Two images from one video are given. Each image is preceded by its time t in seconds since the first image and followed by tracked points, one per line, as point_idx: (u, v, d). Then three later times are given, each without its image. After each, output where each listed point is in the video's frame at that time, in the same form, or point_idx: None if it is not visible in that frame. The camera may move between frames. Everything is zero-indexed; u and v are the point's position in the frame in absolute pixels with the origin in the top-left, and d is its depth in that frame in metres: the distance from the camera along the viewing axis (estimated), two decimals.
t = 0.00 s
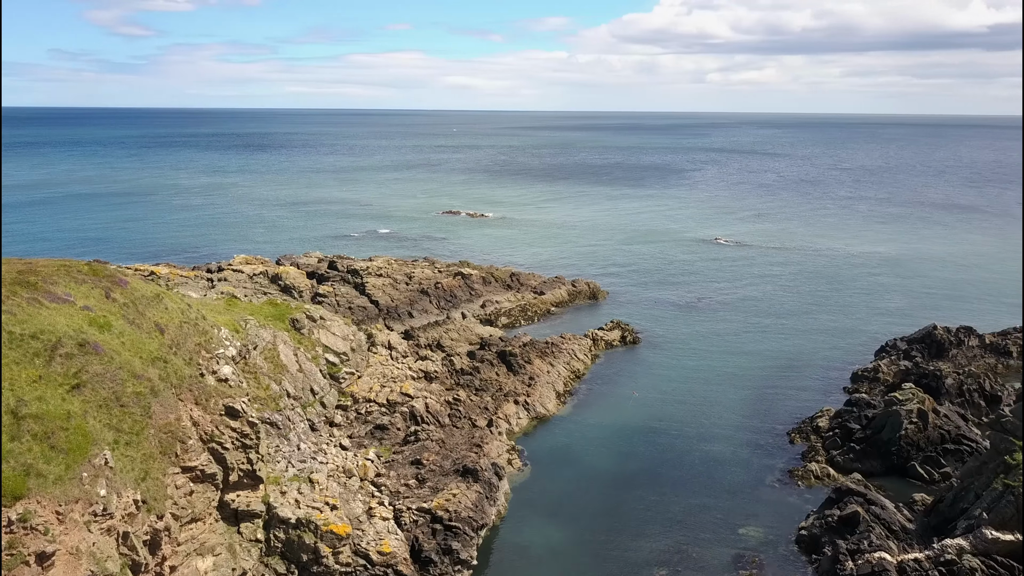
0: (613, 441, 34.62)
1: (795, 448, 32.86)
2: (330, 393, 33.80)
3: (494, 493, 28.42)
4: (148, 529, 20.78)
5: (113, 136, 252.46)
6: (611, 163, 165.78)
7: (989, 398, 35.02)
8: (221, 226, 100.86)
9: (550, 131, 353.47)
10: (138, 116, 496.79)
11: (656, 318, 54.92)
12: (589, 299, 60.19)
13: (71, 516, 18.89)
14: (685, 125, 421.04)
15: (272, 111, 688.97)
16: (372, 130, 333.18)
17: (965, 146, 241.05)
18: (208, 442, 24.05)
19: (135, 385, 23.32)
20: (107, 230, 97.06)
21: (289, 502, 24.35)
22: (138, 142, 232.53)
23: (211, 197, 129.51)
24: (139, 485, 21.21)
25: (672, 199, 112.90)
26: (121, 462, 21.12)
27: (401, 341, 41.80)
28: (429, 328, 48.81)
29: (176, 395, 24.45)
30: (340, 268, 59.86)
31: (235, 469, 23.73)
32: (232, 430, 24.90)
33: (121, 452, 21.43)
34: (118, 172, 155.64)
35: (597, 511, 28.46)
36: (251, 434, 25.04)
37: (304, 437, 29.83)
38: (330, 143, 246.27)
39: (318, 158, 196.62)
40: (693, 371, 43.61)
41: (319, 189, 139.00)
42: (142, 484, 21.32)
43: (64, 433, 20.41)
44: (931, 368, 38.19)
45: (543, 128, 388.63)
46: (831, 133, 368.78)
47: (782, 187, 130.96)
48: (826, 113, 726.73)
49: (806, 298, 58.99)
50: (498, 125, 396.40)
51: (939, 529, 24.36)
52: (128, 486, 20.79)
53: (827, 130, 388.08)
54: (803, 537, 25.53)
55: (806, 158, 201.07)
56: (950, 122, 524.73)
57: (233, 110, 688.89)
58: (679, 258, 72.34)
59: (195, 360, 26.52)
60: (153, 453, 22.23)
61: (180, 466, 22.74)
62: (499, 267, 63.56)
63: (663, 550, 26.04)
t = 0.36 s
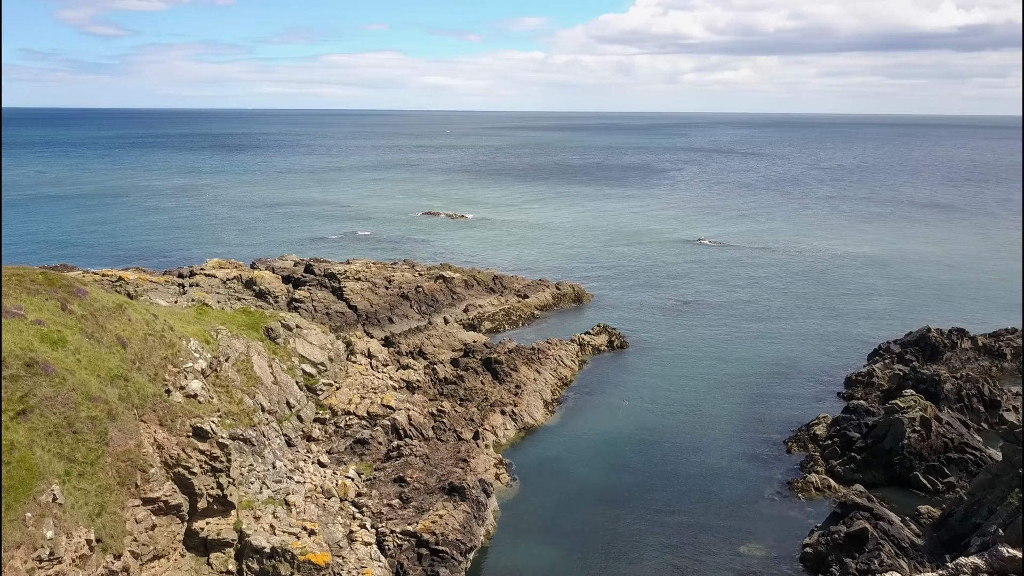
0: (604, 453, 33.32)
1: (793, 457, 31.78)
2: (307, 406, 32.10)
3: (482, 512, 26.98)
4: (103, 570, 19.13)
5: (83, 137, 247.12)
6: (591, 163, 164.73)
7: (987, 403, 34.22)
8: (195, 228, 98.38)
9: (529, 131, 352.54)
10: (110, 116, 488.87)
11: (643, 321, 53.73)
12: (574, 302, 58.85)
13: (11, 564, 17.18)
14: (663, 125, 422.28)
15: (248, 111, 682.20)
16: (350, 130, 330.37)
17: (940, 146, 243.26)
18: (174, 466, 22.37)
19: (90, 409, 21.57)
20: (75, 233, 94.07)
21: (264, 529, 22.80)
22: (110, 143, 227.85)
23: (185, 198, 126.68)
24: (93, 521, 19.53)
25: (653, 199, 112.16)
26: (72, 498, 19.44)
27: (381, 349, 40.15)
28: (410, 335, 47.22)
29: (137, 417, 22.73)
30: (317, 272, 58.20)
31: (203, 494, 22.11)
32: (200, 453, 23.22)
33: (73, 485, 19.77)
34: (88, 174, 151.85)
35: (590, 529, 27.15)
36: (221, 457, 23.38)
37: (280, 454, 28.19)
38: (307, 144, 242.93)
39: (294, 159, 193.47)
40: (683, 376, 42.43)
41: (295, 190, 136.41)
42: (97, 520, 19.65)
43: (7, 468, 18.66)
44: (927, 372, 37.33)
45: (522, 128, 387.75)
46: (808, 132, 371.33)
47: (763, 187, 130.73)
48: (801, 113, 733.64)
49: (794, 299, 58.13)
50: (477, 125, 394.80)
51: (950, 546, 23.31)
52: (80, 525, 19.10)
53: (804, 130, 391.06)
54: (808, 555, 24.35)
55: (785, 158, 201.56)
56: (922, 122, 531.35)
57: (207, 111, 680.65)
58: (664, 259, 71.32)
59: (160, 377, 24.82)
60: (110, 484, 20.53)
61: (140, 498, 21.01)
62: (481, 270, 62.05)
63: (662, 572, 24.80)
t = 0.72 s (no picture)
0: (596, 465, 31.97)
1: (792, 468, 30.65)
2: (283, 420, 30.31)
3: (471, 533, 25.54)
4: None
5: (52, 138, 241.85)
6: (572, 163, 163.56)
7: (987, 408, 33.35)
8: (168, 231, 95.71)
9: (508, 131, 351.16)
10: (81, 117, 478.99)
11: (630, 325, 52.48)
12: (559, 305, 57.46)
13: None
14: (641, 125, 422.97)
15: (222, 112, 672.18)
16: (326, 130, 326.36)
17: (916, 146, 245.64)
18: (135, 495, 20.77)
19: (38, 438, 20.02)
20: (42, 236, 91.06)
21: (236, 559, 21.66)
22: (80, 143, 222.64)
23: (158, 200, 123.66)
24: (40, 566, 18.16)
25: (635, 199, 111.28)
26: (15, 541, 18.04)
27: (360, 357, 38.41)
28: (391, 342, 45.59)
29: (94, 443, 21.25)
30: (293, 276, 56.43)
31: (170, 526, 20.58)
32: (165, 479, 21.64)
33: (17, 527, 18.36)
34: (57, 176, 148.02)
35: (585, 550, 25.79)
36: (189, 483, 21.82)
37: (254, 474, 26.57)
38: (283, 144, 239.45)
39: (270, 160, 190.26)
40: (674, 382, 41.20)
41: (271, 192, 133.72)
42: (44, 565, 18.26)
43: None
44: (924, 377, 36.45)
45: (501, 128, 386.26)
46: (785, 132, 373.92)
47: (745, 187, 130.40)
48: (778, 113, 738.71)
49: (782, 300, 57.26)
50: (455, 126, 392.57)
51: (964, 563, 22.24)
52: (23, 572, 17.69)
53: (781, 130, 393.61)
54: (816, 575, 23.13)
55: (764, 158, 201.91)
56: (897, 123, 537.30)
57: (180, 111, 669.46)
58: (649, 261, 70.25)
59: (122, 396, 23.28)
60: (61, 523, 19.08)
61: (94, 537, 19.44)
62: (464, 273, 60.50)
63: None
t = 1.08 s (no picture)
0: (588, 479, 30.56)
1: (791, 479, 29.52)
2: (258, 436, 28.42)
3: (459, 557, 24.05)
4: None
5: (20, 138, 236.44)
6: (551, 163, 162.43)
7: (987, 413, 32.51)
8: (139, 234, 92.99)
9: (487, 131, 349.86)
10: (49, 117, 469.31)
11: (617, 328, 51.25)
12: (543, 309, 56.07)
13: None
14: (619, 125, 423.57)
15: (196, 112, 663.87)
16: (303, 130, 323.01)
17: (891, 146, 248.30)
18: (92, 530, 19.58)
19: None
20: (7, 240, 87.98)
21: None
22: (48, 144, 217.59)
23: (129, 202, 120.54)
24: None
25: (616, 199, 110.36)
26: None
27: (339, 366, 36.65)
28: (370, 350, 43.95)
29: (44, 475, 19.73)
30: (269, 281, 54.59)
31: (130, 563, 19.63)
32: (125, 511, 20.47)
33: None
34: (24, 177, 144.07)
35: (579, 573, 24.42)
36: (153, 515, 20.83)
37: (227, 496, 24.84)
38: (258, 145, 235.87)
39: (245, 161, 187.06)
40: (664, 388, 39.99)
41: (245, 193, 131.05)
42: None
43: None
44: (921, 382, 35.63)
45: (479, 128, 384.73)
46: (762, 132, 376.33)
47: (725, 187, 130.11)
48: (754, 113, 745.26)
49: (769, 302, 56.39)
50: (433, 126, 390.35)
51: None
52: None
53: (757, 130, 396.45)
54: None
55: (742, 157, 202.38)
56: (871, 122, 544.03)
57: (153, 111, 660.13)
58: (634, 262, 69.13)
59: (80, 418, 21.83)
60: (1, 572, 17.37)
61: None
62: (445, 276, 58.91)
63: None
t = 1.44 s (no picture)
0: (580, 494, 29.17)
1: (791, 492, 28.42)
2: (230, 455, 26.64)
3: None
4: None
5: None
6: (530, 163, 161.15)
7: (987, 419, 31.63)
8: (106, 238, 90.06)
9: (464, 131, 348.16)
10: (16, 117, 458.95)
11: (603, 332, 49.99)
12: (526, 312, 54.61)
13: None
14: (596, 125, 423.75)
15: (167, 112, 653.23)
16: (277, 130, 318.08)
17: (865, 145, 250.49)
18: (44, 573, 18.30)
19: None
20: None
21: None
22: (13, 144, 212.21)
23: (97, 204, 117.16)
24: None
25: (596, 199, 109.34)
26: None
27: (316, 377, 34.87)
28: (349, 358, 42.24)
29: None
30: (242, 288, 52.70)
31: None
32: (79, 550, 19.09)
33: None
34: None
35: None
36: (111, 556, 19.46)
37: (196, 522, 23.14)
38: (231, 145, 231.97)
39: (217, 161, 183.48)
40: (655, 396, 38.76)
41: (218, 195, 128.11)
42: None
43: None
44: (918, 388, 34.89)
45: (456, 128, 382.69)
46: (738, 131, 378.52)
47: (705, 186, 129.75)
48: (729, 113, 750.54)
49: (755, 303, 55.45)
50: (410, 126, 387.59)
51: None
52: None
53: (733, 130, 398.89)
54: None
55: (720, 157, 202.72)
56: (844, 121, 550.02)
57: (123, 112, 648.27)
58: (617, 264, 67.96)
59: (31, 444, 20.28)
60: None
61: None
62: (425, 279, 57.26)
63: None
